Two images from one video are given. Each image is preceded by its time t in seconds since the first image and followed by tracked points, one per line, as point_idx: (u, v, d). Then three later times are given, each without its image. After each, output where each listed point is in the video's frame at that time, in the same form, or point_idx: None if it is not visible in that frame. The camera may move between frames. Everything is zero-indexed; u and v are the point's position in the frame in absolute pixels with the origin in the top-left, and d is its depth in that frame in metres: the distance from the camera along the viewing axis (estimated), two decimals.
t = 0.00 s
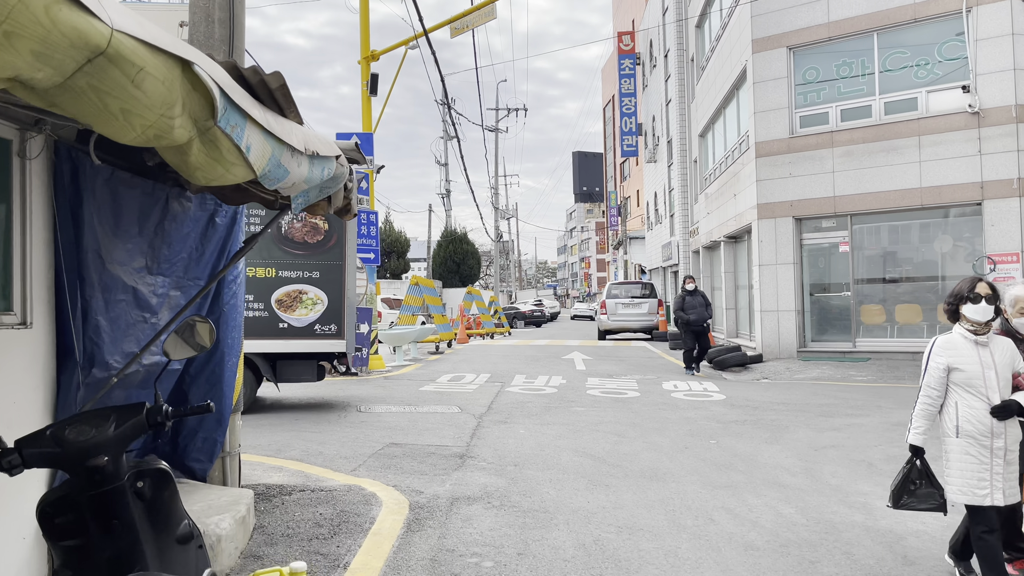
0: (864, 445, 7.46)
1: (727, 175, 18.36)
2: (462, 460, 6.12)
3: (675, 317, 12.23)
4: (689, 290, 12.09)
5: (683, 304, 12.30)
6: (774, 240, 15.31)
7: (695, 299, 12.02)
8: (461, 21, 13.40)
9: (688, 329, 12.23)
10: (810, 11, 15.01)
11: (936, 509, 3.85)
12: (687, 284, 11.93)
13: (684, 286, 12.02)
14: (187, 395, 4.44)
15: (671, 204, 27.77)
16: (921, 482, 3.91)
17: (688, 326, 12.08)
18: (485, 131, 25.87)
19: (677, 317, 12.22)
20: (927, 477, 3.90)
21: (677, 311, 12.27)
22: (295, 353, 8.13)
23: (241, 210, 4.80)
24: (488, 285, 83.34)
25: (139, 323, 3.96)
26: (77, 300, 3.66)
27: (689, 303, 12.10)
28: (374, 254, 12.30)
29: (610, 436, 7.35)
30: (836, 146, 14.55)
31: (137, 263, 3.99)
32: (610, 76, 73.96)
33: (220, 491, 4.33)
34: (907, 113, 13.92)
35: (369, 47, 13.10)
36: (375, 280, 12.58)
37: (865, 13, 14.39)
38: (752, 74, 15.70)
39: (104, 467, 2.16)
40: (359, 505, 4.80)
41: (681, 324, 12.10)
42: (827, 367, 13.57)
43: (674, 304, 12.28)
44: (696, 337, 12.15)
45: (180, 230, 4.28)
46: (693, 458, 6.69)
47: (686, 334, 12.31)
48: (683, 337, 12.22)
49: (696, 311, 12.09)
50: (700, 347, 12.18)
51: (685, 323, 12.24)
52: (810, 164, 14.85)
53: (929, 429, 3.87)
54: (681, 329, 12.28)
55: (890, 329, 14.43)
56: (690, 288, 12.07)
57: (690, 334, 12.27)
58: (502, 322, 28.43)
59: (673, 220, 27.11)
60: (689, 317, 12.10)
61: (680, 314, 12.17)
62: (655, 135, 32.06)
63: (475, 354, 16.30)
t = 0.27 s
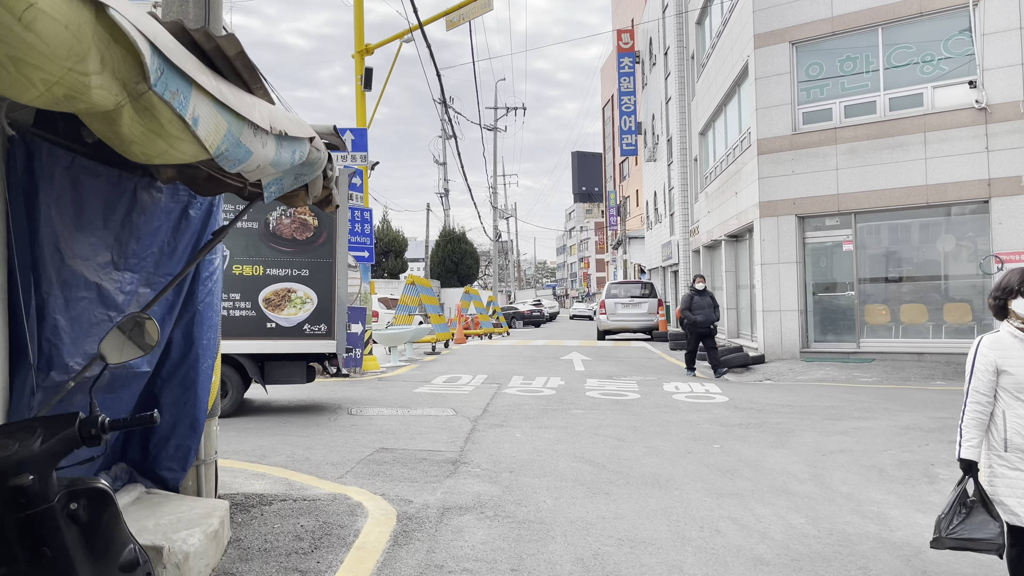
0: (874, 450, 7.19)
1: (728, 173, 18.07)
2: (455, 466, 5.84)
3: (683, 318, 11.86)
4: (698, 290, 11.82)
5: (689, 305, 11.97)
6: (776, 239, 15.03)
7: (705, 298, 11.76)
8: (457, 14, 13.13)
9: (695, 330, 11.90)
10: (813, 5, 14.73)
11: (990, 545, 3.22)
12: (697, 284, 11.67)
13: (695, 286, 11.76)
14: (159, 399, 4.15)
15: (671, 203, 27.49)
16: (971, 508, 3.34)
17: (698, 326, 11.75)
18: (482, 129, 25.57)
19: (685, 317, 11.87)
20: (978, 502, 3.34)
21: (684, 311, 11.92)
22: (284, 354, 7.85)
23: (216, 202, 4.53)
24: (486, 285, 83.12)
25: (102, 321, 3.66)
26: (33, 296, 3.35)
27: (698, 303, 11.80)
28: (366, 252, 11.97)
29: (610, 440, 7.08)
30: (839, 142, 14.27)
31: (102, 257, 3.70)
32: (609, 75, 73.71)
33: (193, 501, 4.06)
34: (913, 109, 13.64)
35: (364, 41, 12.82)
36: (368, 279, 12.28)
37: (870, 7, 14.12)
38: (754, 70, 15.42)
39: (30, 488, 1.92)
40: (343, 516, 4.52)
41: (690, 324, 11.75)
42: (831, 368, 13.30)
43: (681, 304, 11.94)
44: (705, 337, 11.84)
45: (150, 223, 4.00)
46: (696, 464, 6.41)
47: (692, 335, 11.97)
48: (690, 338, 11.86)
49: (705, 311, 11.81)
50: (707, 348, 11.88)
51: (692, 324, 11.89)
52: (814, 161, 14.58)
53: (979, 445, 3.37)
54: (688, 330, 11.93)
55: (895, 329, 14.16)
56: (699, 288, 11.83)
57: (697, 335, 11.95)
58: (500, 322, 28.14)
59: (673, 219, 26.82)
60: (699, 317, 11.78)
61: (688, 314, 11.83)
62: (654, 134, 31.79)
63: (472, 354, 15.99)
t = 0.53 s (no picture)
0: (888, 461, 6.85)
1: (730, 173, 17.74)
2: (446, 481, 5.49)
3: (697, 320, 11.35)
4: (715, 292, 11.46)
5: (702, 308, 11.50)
6: (780, 239, 14.70)
7: (722, 301, 11.39)
8: (454, 6, 12.83)
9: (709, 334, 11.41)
10: None
11: None
12: (713, 285, 11.35)
13: (712, 287, 11.42)
14: (120, 414, 3.81)
15: (671, 203, 27.16)
16: None
17: (715, 328, 11.27)
18: (480, 128, 25.23)
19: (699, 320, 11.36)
20: None
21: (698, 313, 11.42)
22: (269, 359, 7.51)
23: (184, 197, 4.18)
24: (485, 286, 82.77)
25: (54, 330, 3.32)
26: None
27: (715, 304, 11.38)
28: (362, 256, 11.66)
29: (610, 450, 6.74)
30: (844, 140, 13.94)
31: (55, 259, 3.36)
32: (608, 75, 73.38)
33: (155, 525, 3.71)
34: (920, 106, 13.31)
35: (357, 35, 12.48)
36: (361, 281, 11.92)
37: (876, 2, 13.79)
38: (757, 67, 15.09)
39: None
40: (322, 539, 4.17)
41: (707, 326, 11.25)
42: (837, 372, 12.97)
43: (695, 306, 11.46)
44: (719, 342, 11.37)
45: (110, 221, 3.65)
46: (702, 477, 6.07)
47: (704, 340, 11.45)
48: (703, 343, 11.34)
49: (721, 314, 11.40)
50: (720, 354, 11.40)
51: (707, 326, 11.38)
52: (818, 160, 14.25)
53: None
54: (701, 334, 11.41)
55: (902, 332, 13.81)
56: (715, 291, 11.49)
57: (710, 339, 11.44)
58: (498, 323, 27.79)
59: (673, 219, 26.49)
60: (716, 319, 11.32)
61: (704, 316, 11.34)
62: (654, 133, 31.45)
63: (469, 357, 15.63)
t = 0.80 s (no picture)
0: (907, 465, 6.55)
1: (733, 170, 17.47)
2: (444, 488, 5.19)
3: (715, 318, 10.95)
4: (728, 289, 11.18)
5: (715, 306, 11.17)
6: (785, 237, 14.43)
7: (737, 298, 11.11)
8: None
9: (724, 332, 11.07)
10: None
11: None
12: (728, 282, 11.06)
13: (726, 284, 11.14)
14: (91, 418, 3.51)
15: (672, 202, 26.87)
16: None
17: (733, 324, 10.94)
18: (479, 126, 24.96)
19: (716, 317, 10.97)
20: None
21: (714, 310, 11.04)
22: (261, 359, 7.21)
23: (163, 178, 3.84)
24: (483, 286, 82.48)
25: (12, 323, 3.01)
26: None
27: (731, 301, 11.09)
28: (358, 253, 11.41)
29: (617, 454, 6.44)
30: (851, 136, 13.66)
31: (15, 249, 3.05)
32: (607, 74, 73.13)
33: (130, 539, 3.39)
34: (928, 100, 13.03)
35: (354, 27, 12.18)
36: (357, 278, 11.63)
37: None
38: (762, 61, 14.81)
39: None
40: (311, 553, 3.86)
41: (728, 323, 10.88)
42: (844, 372, 12.69)
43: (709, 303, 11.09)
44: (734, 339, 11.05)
45: (77, 207, 3.35)
46: (714, 483, 5.77)
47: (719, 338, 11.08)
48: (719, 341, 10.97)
49: (734, 312, 11.11)
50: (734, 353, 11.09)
51: (722, 324, 11.00)
52: (824, 156, 13.96)
53: None
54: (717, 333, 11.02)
55: (910, 331, 13.51)
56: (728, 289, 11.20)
57: (724, 338, 11.10)
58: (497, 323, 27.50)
59: (674, 218, 26.22)
60: (733, 316, 11.01)
61: (722, 313, 10.97)
62: (654, 132, 31.18)
63: (468, 357, 15.35)
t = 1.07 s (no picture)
0: (929, 479, 6.24)
1: (738, 169, 17.16)
2: (444, 506, 4.89)
3: (739, 325, 10.61)
4: (738, 295, 10.85)
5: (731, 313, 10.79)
6: (792, 238, 14.14)
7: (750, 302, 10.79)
8: None
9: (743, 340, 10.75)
10: None
11: None
12: (739, 287, 10.76)
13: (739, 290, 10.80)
14: (58, 439, 3.21)
15: (675, 202, 26.56)
16: None
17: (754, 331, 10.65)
18: (479, 125, 24.65)
19: (740, 324, 10.62)
20: None
21: (734, 318, 10.67)
22: (252, 367, 6.91)
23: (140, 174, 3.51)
24: (483, 287, 82.14)
25: None
26: None
27: (746, 306, 10.81)
28: (356, 255, 11.14)
29: (625, 467, 6.14)
30: (860, 135, 13.36)
31: None
32: (607, 74, 72.83)
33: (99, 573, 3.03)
34: (939, 99, 12.73)
35: (350, 23, 11.85)
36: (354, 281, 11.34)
37: None
38: (768, 59, 14.52)
39: None
40: None
41: (752, 328, 10.60)
42: (854, 377, 12.39)
43: (728, 311, 10.69)
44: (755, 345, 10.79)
45: (41, 209, 3.04)
46: (729, 499, 5.47)
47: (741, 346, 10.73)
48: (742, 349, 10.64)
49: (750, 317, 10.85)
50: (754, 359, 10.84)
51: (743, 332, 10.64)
52: (833, 155, 13.66)
53: None
54: (739, 341, 10.66)
55: (920, 335, 13.19)
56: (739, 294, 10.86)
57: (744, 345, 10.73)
58: (498, 325, 27.19)
59: (676, 219, 25.93)
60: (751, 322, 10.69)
61: (743, 319, 10.66)
62: (656, 132, 30.87)
63: (469, 360, 15.04)
